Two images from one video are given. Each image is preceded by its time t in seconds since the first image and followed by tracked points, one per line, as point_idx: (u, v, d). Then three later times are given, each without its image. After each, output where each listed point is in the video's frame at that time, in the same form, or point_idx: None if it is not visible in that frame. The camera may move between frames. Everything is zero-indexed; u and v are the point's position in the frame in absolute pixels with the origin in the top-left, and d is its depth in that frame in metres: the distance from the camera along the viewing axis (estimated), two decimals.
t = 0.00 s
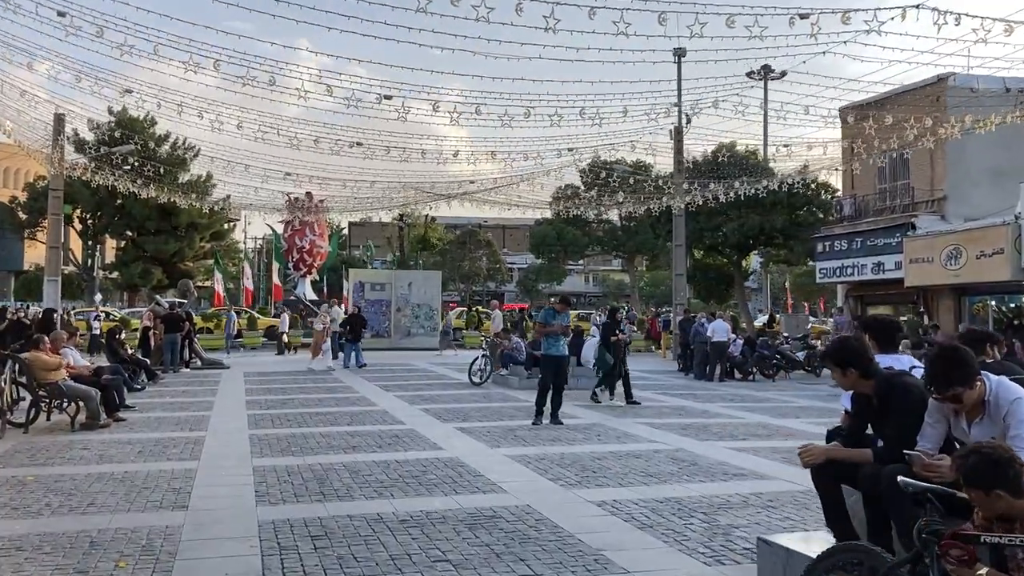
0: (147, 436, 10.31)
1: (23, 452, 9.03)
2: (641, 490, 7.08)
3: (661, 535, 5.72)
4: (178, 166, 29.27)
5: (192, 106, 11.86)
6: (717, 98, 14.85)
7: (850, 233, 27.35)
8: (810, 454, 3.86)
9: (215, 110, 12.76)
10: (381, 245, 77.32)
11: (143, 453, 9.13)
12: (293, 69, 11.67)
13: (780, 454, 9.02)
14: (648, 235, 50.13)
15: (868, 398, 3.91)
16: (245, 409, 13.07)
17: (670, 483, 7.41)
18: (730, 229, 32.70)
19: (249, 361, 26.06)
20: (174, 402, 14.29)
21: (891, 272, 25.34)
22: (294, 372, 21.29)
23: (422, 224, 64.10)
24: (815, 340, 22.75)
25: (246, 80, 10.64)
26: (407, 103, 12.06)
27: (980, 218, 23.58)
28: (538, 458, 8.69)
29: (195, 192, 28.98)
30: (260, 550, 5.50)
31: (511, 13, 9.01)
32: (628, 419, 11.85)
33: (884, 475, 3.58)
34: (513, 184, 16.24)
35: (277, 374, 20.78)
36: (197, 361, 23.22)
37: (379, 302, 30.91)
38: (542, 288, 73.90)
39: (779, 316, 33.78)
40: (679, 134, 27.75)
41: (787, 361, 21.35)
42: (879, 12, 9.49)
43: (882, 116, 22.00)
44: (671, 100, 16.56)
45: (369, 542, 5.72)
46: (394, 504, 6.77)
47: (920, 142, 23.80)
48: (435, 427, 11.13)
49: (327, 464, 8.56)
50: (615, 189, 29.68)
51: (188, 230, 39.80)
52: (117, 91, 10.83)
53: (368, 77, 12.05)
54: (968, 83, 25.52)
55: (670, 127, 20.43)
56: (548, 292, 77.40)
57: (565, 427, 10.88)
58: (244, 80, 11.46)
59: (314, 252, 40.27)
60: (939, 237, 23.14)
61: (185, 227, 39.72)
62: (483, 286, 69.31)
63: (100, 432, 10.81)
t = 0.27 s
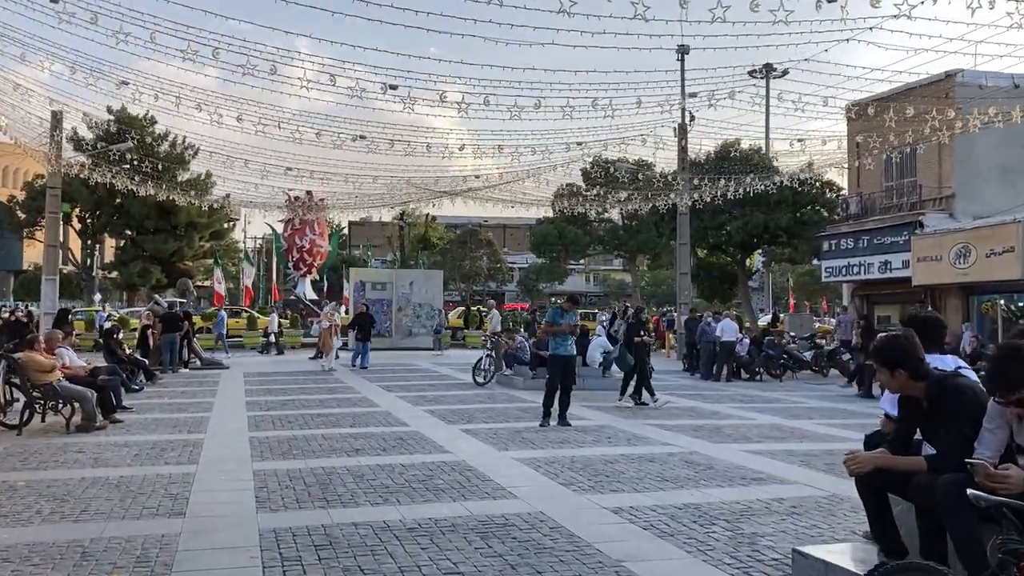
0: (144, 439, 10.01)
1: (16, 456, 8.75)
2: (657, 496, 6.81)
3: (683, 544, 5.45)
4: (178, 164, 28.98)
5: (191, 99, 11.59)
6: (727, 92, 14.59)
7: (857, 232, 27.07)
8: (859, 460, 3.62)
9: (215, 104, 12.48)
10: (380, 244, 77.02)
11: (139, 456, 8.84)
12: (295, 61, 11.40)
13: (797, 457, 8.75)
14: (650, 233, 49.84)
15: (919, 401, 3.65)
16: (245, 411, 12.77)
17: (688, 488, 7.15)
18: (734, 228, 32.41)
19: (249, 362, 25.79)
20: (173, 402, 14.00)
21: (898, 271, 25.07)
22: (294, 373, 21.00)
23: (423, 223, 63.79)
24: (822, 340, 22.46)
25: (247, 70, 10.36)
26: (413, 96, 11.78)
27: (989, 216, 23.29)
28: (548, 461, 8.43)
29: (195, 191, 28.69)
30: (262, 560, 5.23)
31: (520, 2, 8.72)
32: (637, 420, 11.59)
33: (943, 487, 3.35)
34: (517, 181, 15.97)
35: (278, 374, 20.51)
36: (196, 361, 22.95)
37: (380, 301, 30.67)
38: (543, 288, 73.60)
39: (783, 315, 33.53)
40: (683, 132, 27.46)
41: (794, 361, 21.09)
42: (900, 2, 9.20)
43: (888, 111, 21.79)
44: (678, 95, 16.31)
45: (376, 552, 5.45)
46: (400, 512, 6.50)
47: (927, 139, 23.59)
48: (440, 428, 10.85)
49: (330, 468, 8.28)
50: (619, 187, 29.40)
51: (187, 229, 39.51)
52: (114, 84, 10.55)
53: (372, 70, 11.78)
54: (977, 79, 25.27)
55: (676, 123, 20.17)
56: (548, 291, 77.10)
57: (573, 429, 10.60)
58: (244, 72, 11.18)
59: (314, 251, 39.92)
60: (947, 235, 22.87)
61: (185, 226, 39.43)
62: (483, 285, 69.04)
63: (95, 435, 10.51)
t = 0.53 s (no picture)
0: (141, 444, 9.72)
1: (9, 462, 8.48)
2: (674, 506, 6.56)
3: (706, 559, 5.19)
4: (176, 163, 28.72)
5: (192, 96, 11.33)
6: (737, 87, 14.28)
7: (862, 231, 26.80)
8: (911, 478, 3.45)
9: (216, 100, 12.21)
10: (380, 244, 76.78)
11: (135, 463, 8.55)
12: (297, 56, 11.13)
13: (815, 463, 8.50)
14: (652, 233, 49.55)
15: (974, 412, 3.45)
16: (244, 414, 12.49)
17: (705, 497, 6.89)
18: (737, 227, 32.15)
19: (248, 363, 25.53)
20: (171, 405, 13.73)
21: (904, 271, 24.79)
22: (295, 374, 20.71)
23: (422, 223, 63.50)
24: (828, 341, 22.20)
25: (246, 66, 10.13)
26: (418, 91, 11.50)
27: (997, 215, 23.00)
28: (558, 468, 8.17)
29: (194, 190, 28.43)
30: None
31: None
32: (646, 424, 11.33)
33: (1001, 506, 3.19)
34: (523, 179, 15.67)
35: (278, 376, 20.26)
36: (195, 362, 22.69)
37: (381, 303, 30.24)
38: (544, 288, 73.35)
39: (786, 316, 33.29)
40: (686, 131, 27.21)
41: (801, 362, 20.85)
42: None
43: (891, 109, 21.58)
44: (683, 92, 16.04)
45: (383, 566, 5.18)
46: (407, 522, 6.23)
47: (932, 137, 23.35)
48: (445, 433, 10.58)
49: (332, 475, 8.00)
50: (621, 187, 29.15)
51: (186, 229, 39.24)
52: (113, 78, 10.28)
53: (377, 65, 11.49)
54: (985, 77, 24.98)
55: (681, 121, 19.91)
56: (549, 291, 76.82)
57: (581, 433, 10.33)
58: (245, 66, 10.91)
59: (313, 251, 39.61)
60: (953, 235, 22.60)
61: (183, 226, 39.16)
62: (483, 285, 68.81)
63: (90, 438, 10.22)
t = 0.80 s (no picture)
0: (136, 447, 9.46)
1: None
2: (691, 514, 6.31)
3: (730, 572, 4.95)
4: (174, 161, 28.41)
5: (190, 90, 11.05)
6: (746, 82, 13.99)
7: (867, 230, 26.54)
8: (971, 489, 3.37)
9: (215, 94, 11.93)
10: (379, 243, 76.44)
11: (129, 467, 8.28)
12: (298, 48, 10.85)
13: (833, 467, 8.25)
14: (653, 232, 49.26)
15: None
16: (242, 416, 12.21)
17: (722, 504, 6.64)
18: (740, 226, 31.88)
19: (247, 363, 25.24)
20: (168, 406, 13.46)
21: (910, 270, 24.54)
22: (294, 374, 20.43)
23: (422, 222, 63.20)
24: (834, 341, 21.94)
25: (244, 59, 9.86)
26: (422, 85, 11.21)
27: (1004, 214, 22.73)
28: (568, 472, 7.91)
29: (192, 189, 28.12)
30: None
31: None
32: (654, 426, 11.07)
33: None
34: (527, 176, 15.40)
35: (276, 376, 19.97)
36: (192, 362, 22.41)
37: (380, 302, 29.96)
38: (543, 288, 73.05)
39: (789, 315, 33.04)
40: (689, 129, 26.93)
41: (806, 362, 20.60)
42: None
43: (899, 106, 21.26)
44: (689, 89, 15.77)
45: None
46: (413, 532, 5.98)
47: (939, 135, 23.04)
48: (449, 435, 10.31)
49: (333, 480, 7.74)
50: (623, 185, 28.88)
51: (184, 228, 38.94)
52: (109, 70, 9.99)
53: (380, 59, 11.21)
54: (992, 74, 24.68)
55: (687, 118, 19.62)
56: (548, 290, 76.53)
57: (588, 436, 10.08)
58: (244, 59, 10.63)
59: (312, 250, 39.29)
60: (960, 234, 22.34)
61: (181, 225, 38.85)
62: (482, 285, 68.53)
63: (84, 441, 9.94)
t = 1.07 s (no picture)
0: (130, 453, 9.16)
1: None
2: (711, 527, 6.03)
3: None
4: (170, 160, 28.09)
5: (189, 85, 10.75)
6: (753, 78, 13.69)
7: (871, 229, 26.27)
8: None
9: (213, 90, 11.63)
10: (377, 243, 76.15)
11: (122, 475, 7.98)
12: (299, 41, 10.55)
13: (852, 475, 8.00)
14: (653, 232, 48.98)
15: None
16: (239, 420, 11.92)
17: (743, 515, 6.36)
18: (742, 226, 31.60)
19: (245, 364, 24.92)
20: (164, 409, 13.16)
21: (915, 270, 24.26)
22: (292, 376, 20.14)
23: (420, 222, 62.88)
24: (839, 342, 21.66)
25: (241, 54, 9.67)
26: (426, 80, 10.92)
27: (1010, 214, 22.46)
28: (578, 480, 7.63)
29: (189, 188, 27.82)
30: None
31: None
32: (663, 430, 10.79)
33: None
34: (530, 174, 15.10)
35: (275, 378, 19.67)
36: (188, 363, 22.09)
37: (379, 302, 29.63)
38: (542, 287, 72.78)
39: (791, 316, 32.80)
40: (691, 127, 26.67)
41: (811, 363, 20.34)
42: None
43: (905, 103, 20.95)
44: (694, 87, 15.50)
45: None
46: (419, 547, 5.69)
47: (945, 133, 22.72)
48: (452, 440, 10.03)
49: (335, 488, 7.45)
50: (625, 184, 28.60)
51: (181, 228, 38.63)
52: (104, 65, 9.71)
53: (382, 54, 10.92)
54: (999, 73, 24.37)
55: (690, 116, 19.35)
56: (546, 290, 76.25)
57: (596, 441, 9.81)
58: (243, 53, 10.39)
59: (310, 250, 38.95)
60: (967, 233, 22.06)
61: (178, 224, 38.54)
62: (481, 285, 68.27)
63: (77, 445, 9.65)
